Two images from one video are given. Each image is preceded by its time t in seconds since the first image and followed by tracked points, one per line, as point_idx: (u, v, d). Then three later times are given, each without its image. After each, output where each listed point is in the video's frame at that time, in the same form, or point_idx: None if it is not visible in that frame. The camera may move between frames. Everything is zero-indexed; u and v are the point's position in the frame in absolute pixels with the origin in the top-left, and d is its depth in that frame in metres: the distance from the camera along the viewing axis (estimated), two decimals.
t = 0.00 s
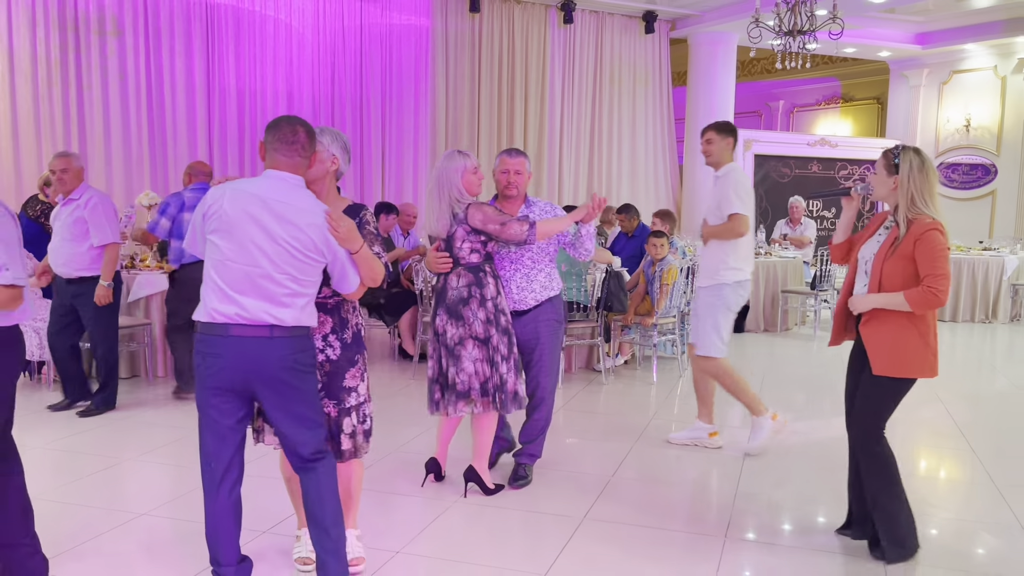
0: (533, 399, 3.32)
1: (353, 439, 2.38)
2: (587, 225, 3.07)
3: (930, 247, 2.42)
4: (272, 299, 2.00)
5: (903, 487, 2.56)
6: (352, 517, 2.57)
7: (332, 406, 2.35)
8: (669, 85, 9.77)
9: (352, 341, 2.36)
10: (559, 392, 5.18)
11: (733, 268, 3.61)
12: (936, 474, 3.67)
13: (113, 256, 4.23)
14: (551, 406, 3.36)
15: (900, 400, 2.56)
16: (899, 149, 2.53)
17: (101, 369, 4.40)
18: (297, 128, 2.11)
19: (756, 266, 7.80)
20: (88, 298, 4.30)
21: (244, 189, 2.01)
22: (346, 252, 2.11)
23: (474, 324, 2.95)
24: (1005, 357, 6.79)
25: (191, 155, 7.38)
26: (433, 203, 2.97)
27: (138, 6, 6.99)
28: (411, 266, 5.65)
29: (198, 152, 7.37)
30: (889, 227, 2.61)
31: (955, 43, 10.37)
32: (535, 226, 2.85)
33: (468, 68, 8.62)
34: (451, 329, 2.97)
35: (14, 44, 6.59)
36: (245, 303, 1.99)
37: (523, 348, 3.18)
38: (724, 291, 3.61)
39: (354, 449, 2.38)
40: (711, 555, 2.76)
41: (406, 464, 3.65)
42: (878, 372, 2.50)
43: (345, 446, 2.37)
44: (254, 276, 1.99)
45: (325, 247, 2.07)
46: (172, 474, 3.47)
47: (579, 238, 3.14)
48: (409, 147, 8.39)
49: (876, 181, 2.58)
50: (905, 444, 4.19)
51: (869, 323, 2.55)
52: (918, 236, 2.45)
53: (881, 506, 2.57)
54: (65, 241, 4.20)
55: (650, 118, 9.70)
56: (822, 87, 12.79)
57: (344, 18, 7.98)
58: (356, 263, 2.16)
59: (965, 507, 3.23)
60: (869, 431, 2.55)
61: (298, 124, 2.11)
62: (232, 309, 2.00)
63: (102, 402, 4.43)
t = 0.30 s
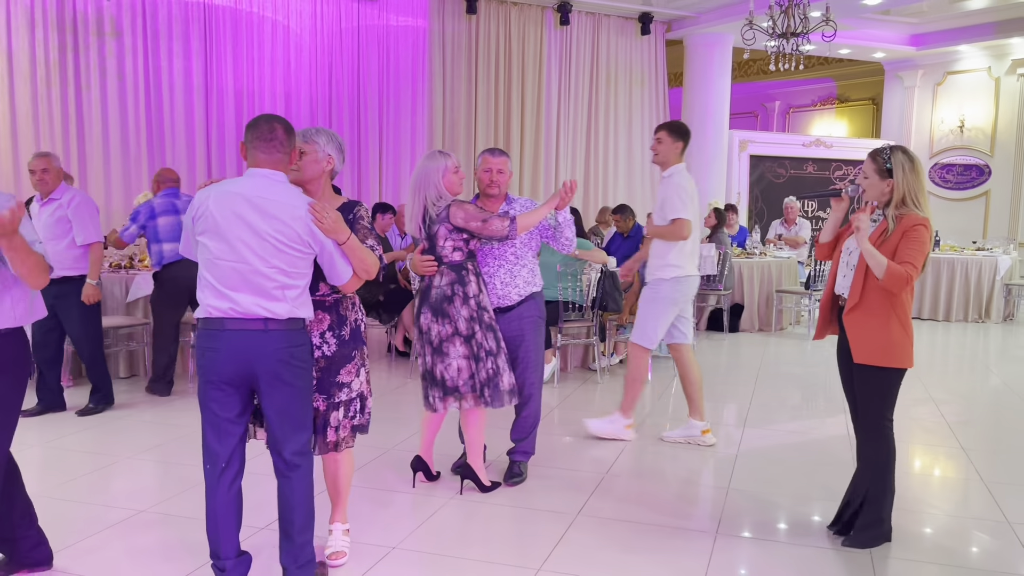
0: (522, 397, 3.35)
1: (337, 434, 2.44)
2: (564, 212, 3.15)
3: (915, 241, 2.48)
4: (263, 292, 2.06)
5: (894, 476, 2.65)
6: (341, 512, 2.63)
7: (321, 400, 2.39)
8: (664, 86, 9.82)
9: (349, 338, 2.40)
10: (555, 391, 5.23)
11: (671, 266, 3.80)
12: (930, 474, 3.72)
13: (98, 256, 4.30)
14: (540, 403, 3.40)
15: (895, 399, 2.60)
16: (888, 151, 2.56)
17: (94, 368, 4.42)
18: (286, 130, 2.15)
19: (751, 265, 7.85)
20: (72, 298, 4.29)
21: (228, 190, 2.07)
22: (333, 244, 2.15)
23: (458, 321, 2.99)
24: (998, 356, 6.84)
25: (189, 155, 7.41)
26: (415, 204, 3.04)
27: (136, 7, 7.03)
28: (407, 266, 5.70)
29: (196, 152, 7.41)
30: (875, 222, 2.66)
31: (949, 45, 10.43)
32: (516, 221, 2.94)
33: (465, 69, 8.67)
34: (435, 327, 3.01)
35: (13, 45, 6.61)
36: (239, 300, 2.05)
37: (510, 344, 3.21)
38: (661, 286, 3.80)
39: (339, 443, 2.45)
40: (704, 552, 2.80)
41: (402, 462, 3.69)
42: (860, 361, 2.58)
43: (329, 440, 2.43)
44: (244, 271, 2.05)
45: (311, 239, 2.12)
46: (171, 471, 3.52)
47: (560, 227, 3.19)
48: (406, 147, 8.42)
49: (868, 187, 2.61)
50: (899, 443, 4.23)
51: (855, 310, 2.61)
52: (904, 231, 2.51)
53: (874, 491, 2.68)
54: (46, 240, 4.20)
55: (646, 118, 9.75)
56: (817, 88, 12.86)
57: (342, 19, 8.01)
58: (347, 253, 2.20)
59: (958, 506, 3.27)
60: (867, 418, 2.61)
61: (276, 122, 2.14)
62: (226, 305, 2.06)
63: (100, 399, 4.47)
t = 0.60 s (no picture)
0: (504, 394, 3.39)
1: (346, 421, 2.45)
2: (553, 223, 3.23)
3: (902, 242, 2.52)
4: (286, 289, 2.11)
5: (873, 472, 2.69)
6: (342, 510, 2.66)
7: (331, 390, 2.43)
8: (661, 87, 9.86)
9: (361, 329, 2.44)
10: (553, 390, 5.27)
11: (616, 265, 3.87)
12: (925, 473, 3.74)
13: (80, 253, 4.17)
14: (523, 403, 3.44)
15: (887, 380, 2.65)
16: (872, 156, 2.60)
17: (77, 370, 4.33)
18: (269, 133, 2.21)
19: (747, 266, 7.89)
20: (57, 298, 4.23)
21: (228, 199, 2.10)
22: (339, 224, 2.20)
23: (446, 322, 3.02)
24: (993, 355, 6.89)
25: (187, 155, 7.44)
26: (409, 200, 2.99)
27: (135, 7, 7.05)
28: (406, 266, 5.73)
29: (195, 151, 7.43)
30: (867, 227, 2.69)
31: (945, 46, 10.48)
32: (510, 231, 2.97)
33: (463, 69, 8.69)
34: (423, 325, 3.03)
35: (12, 45, 6.62)
36: (263, 300, 2.10)
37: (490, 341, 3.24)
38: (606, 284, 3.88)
39: (346, 429, 2.46)
40: (699, 549, 2.83)
41: (402, 460, 3.73)
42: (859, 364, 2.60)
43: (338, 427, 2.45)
44: (263, 273, 2.09)
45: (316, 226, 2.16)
46: (172, 469, 3.55)
47: (546, 235, 3.27)
48: (404, 148, 8.45)
49: (858, 193, 2.65)
50: (895, 442, 4.26)
51: (849, 317, 2.64)
52: (891, 233, 2.55)
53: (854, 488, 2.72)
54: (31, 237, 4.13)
55: (643, 119, 9.79)
56: (813, 89, 12.91)
57: (340, 20, 8.03)
58: (353, 234, 2.24)
59: (953, 505, 3.30)
60: (843, 417, 2.68)
61: (255, 126, 2.19)
62: (253, 309, 2.10)
63: (81, 403, 4.36)
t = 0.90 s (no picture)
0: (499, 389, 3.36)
1: (370, 421, 2.50)
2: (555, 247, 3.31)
3: (886, 228, 2.54)
4: (288, 290, 2.12)
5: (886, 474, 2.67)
6: (343, 507, 2.68)
7: (351, 392, 2.48)
8: (659, 87, 9.89)
9: (367, 328, 2.49)
10: (552, 389, 5.29)
11: (574, 263, 3.95)
12: (922, 473, 3.76)
13: (71, 255, 4.06)
14: (517, 400, 3.41)
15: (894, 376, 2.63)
16: (876, 151, 2.63)
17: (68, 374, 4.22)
18: (264, 139, 2.23)
19: (745, 266, 7.91)
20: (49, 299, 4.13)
21: (224, 205, 2.13)
22: (335, 223, 2.21)
23: (458, 325, 3.04)
24: (989, 355, 6.92)
25: (187, 155, 7.44)
26: (427, 201, 2.95)
27: (135, 7, 7.06)
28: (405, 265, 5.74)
29: (194, 152, 7.43)
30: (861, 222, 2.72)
31: (941, 47, 10.51)
32: (524, 248, 2.98)
33: (461, 70, 8.71)
34: (434, 328, 3.04)
35: (11, 45, 6.62)
36: (265, 302, 2.11)
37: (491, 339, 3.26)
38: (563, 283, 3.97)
39: (371, 431, 2.51)
40: (699, 548, 2.85)
41: (403, 459, 3.74)
42: (847, 356, 2.64)
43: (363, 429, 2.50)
44: (264, 275, 2.10)
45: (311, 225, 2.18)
46: (172, 469, 3.56)
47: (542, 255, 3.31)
48: (402, 148, 8.46)
49: (855, 183, 2.68)
50: (892, 442, 4.29)
51: (839, 308, 2.69)
52: (879, 221, 2.58)
53: (866, 491, 2.69)
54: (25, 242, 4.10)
55: (641, 119, 9.82)
56: (811, 89, 12.94)
57: (339, 20, 8.05)
58: (352, 232, 2.26)
59: (950, 504, 3.32)
60: (859, 418, 2.65)
61: (248, 133, 2.21)
62: (256, 312, 2.11)
63: (68, 408, 4.26)
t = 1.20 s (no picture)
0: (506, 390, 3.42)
1: (362, 431, 2.43)
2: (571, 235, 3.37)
3: (901, 242, 2.55)
4: (248, 286, 2.12)
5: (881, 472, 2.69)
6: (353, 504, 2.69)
7: (337, 399, 2.38)
8: (659, 87, 9.92)
9: (356, 335, 2.39)
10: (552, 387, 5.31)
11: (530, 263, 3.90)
12: (920, 471, 3.78)
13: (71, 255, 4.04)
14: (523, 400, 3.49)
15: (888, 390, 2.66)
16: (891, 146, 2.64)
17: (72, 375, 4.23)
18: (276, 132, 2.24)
19: (744, 265, 7.94)
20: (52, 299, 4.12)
21: (213, 190, 2.16)
22: (317, 231, 2.13)
23: (488, 322, 3.04)
24: (987, 353, 6.95)
25: (187, 156, 7.45)
26: (457, 199, 2.96)
27: (136, 8, 7.07)
28: (407, 265, 5.76)
29: (194, 152, 7.45)
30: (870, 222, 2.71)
31: (938, 47, 10.55)
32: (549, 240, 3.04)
33: (461, 70, 8.73)
34: (463, 327, 3.04)
35: (12, 45, 6.63)
36: (225, 292, 2.13)
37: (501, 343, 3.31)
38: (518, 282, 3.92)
39: (364, 440, 2.44)
40: (700, 545, 2.86)
41: (405, 458, 3.74)
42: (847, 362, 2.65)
43: (354, 438, 2.42)
44: (230, 265, 2.13)
45: (289, 229, 2.13)
46: (175, 466, 3.58)
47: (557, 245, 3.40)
48: (402, 148, 8.48)
49: (866, 179, 2.68)
50: (891, 440, 4.31)
51: (841, 312, 2.69)
52: (891, 231, 2.58)
53: (863, 490, 2.71)
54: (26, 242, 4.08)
55: (640, 119, 9.85)
56: (809, 89, 12.97)
57: (339, 20, 8.06)
58: (334, 242, 2.16)
59: (948, 503, 3.34)
60: (855, 419, 2.66)
61: (261, 123, 2.24)
62: (216, 299, 2.15)
63: (71, 407, 4.29)
